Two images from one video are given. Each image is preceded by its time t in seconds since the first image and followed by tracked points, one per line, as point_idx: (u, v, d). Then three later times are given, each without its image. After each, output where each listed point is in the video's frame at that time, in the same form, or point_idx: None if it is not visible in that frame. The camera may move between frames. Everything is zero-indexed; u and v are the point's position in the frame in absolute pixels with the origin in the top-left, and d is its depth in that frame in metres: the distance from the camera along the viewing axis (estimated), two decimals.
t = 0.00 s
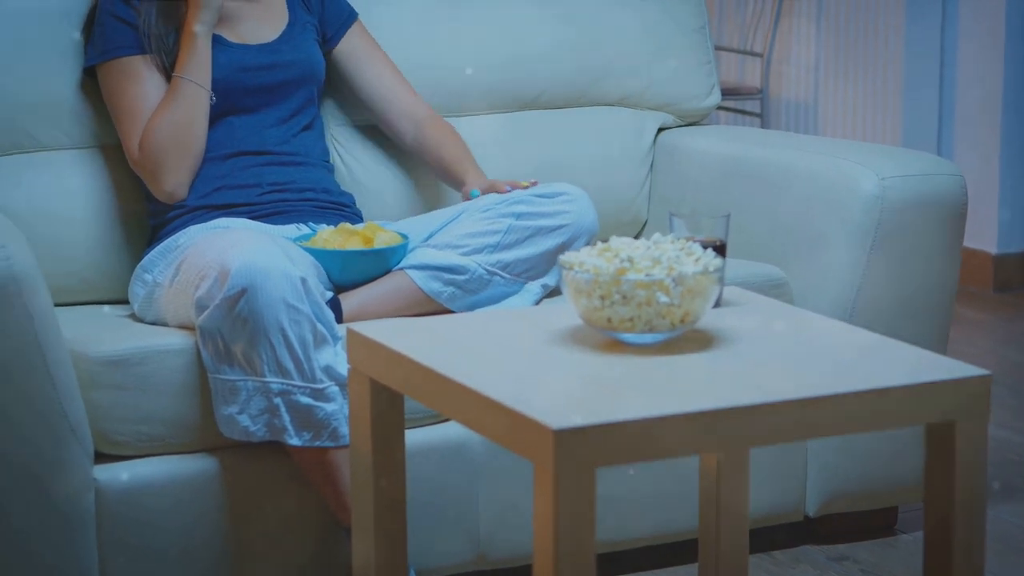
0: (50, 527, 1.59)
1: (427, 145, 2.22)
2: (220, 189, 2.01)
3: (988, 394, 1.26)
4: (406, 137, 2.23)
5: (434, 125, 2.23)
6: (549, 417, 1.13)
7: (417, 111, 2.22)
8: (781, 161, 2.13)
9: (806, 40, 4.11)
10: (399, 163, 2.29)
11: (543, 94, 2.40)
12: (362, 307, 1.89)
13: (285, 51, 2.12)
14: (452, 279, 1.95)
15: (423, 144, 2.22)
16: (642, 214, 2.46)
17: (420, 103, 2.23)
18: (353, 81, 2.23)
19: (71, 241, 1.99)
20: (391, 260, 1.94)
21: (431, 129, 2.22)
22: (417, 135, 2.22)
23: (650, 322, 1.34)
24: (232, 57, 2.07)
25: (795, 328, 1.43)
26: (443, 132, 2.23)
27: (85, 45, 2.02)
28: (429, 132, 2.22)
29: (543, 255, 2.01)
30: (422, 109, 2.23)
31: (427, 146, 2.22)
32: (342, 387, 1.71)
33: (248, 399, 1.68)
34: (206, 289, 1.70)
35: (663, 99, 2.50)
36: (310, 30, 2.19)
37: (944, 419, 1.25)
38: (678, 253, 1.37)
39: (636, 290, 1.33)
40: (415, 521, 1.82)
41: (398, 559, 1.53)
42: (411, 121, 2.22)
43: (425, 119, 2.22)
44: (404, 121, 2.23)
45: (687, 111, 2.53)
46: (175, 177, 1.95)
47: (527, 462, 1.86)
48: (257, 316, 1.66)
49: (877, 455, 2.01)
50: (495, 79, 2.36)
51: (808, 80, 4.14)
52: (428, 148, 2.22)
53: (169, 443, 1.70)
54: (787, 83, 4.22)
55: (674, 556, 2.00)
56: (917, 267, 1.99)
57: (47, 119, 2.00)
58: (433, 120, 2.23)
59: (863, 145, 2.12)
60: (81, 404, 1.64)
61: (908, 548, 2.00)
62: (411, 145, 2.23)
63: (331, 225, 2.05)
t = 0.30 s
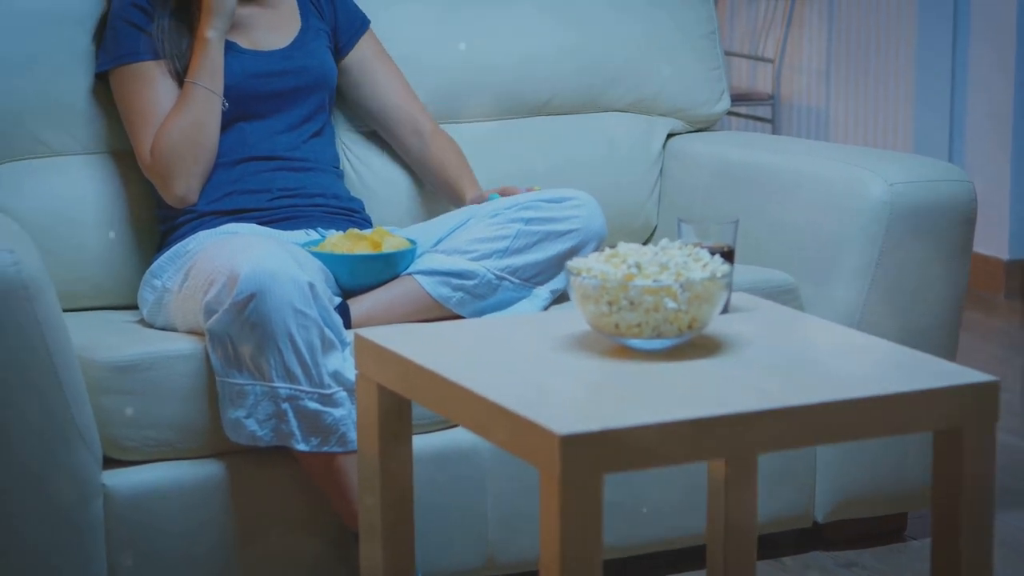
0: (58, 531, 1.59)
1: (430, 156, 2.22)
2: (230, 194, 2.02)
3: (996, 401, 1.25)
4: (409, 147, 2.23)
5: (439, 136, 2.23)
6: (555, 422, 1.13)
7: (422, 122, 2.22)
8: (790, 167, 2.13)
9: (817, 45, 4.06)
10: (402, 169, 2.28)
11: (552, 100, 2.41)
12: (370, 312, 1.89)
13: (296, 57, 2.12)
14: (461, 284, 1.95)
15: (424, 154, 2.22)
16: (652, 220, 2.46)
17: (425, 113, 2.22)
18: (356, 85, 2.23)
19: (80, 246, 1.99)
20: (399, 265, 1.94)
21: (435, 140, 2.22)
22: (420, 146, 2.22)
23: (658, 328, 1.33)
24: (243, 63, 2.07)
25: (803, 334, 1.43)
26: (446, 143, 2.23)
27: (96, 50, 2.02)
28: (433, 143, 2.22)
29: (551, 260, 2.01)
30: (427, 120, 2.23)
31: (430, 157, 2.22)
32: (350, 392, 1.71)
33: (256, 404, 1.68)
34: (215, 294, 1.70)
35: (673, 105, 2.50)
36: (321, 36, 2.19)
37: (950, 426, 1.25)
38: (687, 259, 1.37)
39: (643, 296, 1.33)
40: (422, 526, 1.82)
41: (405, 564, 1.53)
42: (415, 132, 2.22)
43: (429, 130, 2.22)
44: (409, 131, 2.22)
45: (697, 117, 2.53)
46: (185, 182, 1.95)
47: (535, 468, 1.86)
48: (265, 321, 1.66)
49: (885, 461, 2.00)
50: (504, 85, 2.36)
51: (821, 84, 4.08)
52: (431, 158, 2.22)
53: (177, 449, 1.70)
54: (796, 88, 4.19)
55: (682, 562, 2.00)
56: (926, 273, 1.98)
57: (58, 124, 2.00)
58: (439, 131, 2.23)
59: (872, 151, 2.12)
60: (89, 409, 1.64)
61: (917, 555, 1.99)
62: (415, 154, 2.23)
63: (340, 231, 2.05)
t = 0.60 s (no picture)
0: (67, 535, 1.60)
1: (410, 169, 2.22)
2: (240, 200, 2.02)
3: (1005, 408, 1.25)
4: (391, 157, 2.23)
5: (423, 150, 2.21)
6: (563, 427, 1.13)
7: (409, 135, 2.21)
8: (800, 173, 2.12)
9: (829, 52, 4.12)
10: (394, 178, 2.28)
11: (563, 106, 2.41)
12: (381, 317, 1.89)
13: (306, 63, 2.13)
14: (471, 290, 1.95)
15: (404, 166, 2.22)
16: (662, 226, 2.45)
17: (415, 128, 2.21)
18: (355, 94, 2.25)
19: (91, 251, 1.99)
20: (409, 270, 1.94)
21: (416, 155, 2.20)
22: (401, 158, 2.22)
23: (667, 333, 1.33)
24: (251, 69, 2.07)
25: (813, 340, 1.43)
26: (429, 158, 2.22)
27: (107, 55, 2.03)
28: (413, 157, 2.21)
29: (561, 266, 2.01)
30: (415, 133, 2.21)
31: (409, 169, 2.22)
32: (360, 398, 1.71)
33: (266, 409, 1.69)
34: (225, 299, 1.70)
35: (684, 110, 2.50)
36: (331, 41, 2.19)
37: (960, 432, 1.24)
38: (695, 265, 1.37)
39: (652, 301, 1.32)
40: (431, 532, 1.82)
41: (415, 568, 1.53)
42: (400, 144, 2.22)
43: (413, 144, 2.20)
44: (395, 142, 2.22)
45: (708, 123, 2.53)
46: (193, 188, 1.96)
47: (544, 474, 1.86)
48: (275, 326, 1.67)
49: (896, 467, 1.99)
50: (514, 90, 2.36)
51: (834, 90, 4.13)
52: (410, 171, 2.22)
53: (187, 453, 1.70)
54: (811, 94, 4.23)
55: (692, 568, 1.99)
56: (937, 278, 1.98)
57: (69, 129, 2.01)
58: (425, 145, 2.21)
59: (884, 157, 2.11)
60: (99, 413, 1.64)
61: (928, 562, 1.98)
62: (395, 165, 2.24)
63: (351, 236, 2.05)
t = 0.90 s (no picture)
0: (78, 540, 1.60)
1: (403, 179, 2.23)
2: (252, 205, 2.03)
3: (1018, 415, 1.24)
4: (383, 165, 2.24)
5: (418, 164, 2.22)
6: (572, 433, 1.13)
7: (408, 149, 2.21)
8: (813, 178, 2.12)
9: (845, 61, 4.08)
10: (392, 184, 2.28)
11: (575, 111, 2.41)
12: (393, 323, 1.89)
13: (317, 69, 2.13)
14: (483, 295, 1.95)
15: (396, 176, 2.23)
16: (675, 231, 2.45)
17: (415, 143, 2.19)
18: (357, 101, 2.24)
19: (103, 256, 2.00)
20: (421, 276, 1.94)
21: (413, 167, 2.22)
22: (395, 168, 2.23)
23: (678, 339, 1.33)
24: (264, 76, 2.08)
25: (825, 346, 1.42)
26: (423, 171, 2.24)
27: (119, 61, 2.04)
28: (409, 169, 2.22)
29: (573, 271, 2.01)
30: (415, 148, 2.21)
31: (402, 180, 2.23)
32: (371, 403, 1.71)
33: (278, 414, 1.69)
34: (236, 304, 1.70)
35: (697, 116, 2.49)
36: (343, 48, 2.20)
37: (972, 438, 1.24)
38: (706, 270, 1.37)
39: (663, 307, 1.32)
40: (442, 537, 1.82)
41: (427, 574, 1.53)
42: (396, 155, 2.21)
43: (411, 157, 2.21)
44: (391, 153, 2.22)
45: (721, 128, 2.52)
46: (204, 194, 1.96)
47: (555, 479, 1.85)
48: (286, 331, 1.67)
49: (909, 473, 1.99)
50: (527, 95, 2.36)
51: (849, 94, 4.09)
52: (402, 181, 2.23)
53: (198, 458, 1.70)
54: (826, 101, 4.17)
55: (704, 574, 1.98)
56: (949, 284, 1.97)
57: (82, 135, 2.02)
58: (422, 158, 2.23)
59: (897, 163, 2.10)
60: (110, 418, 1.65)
61: (941, 568, 1.97)
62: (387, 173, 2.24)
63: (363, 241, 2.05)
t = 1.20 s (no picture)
0: (93, 545, 1.60)
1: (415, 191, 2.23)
2: (268, 211, 2.03)
3: None
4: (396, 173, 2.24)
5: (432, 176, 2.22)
6: (585, 440, 1.13)
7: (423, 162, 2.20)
8: (829, 185, 2.11)
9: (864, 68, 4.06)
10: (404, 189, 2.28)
11: (592, 118, 2.40)
12: (409, 328, 1.89)
13: (333, 76, 2.13)
14: (498, 301, 1.94)
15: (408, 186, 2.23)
16: (692, 238, 2.44)
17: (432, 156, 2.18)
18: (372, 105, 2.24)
19: (120, 261, 2.01)
20: (438, 282, 1.94)
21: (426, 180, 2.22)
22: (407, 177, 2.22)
23: (692, 345, 1.32)
24: (280, 82, 2.08)
25: (841, 352, 1.42)
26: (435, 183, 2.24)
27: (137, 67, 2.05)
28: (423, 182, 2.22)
29: (589, 277, 2.00)
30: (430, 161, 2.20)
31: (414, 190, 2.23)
32: (386, 409, 1.71)
33: (293, 420, 1.69)
34: (252, 310, 1.71)
35: (713, 122, 2.49)
36: (360, 55, 2.20)
37: (986, 446, 1.23)
38: (721, 277, 1.36)
39: (678, 313, 1.32)
40: (457, 543, 1.81)
41: None
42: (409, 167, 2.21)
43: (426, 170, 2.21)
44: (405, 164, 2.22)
45: (738, 135, 2.52)
46: (220, 200, 1.97)
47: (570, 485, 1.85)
48: (302, 337, 1.67)
49: (925, 480, 1.98)
50: (543, 102, 2.36)
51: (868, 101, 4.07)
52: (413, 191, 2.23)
53: (214, 464, 1.71)
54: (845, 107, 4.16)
55: None
56: (966, 291, 1.96)
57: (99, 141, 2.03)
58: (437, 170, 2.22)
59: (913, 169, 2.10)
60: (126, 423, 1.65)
61: None
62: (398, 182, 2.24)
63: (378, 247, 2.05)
